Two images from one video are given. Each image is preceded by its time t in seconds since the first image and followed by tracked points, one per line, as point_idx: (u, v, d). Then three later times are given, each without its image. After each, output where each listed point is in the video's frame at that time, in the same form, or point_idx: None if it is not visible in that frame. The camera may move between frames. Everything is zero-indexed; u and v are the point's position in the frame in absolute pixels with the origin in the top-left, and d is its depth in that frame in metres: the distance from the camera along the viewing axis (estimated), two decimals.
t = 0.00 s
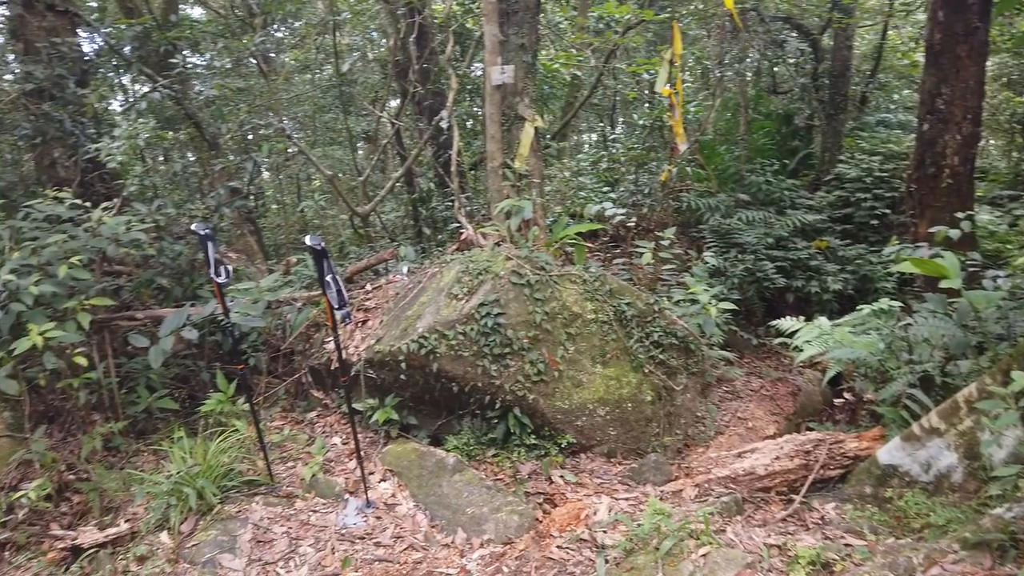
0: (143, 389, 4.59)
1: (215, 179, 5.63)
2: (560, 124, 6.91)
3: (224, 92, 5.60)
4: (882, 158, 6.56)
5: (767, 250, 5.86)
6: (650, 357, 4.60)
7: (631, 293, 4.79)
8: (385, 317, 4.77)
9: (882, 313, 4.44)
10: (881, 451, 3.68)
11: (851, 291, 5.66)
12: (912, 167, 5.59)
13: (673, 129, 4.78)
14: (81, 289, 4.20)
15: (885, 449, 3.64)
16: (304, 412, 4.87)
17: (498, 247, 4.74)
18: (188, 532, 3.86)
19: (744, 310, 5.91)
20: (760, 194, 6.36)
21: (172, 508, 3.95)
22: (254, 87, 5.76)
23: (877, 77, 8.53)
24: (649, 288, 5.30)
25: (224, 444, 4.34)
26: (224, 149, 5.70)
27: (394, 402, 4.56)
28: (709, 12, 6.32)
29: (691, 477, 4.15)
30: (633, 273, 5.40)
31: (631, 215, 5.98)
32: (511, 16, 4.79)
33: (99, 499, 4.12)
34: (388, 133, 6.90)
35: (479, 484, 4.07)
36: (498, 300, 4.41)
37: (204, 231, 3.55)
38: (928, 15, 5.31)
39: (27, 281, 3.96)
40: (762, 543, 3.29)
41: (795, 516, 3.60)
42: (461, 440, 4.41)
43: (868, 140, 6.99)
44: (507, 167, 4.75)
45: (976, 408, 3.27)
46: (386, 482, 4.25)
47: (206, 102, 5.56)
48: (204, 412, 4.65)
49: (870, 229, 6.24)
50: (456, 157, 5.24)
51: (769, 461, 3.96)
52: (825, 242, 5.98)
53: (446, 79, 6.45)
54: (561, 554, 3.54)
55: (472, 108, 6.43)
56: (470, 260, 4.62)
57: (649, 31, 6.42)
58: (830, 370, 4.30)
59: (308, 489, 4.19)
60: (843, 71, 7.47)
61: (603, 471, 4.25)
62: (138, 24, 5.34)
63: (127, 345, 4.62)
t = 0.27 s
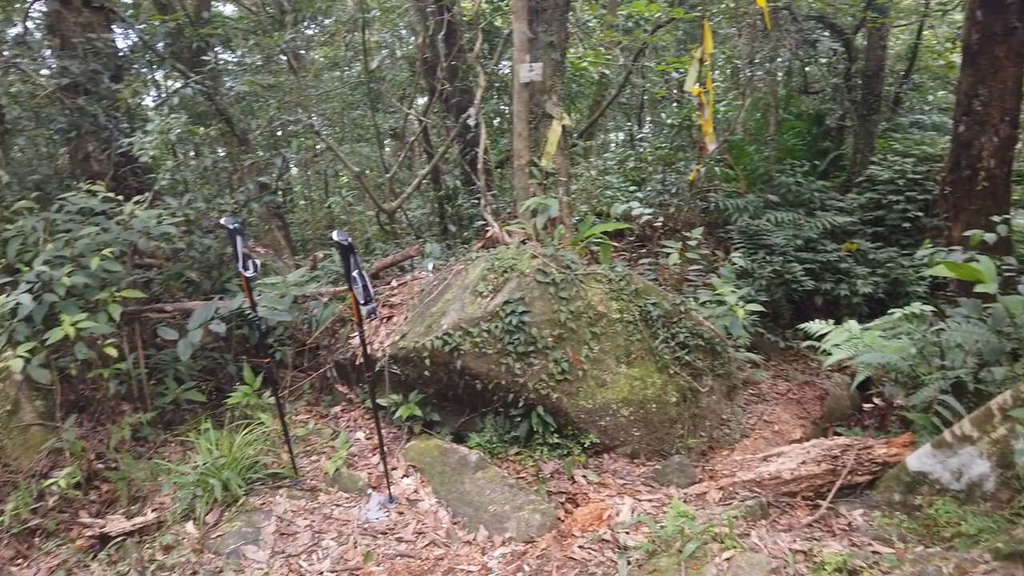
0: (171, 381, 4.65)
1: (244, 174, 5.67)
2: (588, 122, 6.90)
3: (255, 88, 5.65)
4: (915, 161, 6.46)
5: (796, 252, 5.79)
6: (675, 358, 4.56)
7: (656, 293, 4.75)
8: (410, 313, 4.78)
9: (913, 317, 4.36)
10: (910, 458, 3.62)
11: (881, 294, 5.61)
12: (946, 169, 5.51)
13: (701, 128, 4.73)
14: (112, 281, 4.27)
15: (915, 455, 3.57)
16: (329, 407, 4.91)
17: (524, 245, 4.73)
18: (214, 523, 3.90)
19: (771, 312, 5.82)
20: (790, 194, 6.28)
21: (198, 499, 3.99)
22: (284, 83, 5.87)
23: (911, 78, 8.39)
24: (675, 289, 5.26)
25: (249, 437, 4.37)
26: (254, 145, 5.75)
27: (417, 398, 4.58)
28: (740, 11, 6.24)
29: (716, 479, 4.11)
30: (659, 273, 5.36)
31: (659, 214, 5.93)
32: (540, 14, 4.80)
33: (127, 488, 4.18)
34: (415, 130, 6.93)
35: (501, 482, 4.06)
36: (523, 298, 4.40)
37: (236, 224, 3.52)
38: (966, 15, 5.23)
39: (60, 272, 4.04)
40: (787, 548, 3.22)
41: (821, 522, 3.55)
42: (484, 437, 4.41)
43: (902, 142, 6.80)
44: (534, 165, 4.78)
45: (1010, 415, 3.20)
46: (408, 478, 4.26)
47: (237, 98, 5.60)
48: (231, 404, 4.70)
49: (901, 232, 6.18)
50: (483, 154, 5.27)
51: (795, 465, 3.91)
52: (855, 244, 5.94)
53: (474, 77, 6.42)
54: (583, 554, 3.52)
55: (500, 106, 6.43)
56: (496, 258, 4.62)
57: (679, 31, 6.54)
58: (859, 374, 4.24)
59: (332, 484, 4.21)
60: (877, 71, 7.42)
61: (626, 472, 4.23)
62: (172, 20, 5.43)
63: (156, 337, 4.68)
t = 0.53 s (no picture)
0: (200, 370, 4.73)
1: (275, 167, 5.78)
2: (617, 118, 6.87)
3: (286, 82, 5.87)
4: (953, 160, 6.23)
5: (828, 252, 5.72)
6: (702, 357, 4.52)
7: (684, 291, 4.71)
8: (435, 307, 4.79)
9: (948, 320, 4.25)
10: (942, 464, 3.54)
11: (915, 296, 5.50)
12: (986, 168, 5.40)
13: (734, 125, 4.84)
14: (145, 271, 4.34)
15: (947, 461, 3.49)
16: (354, 399, 4.94)
17: (551, 240, 4.73)
18: (239, 512, 3.94)
19: (801, 312, 5.78)
20: (823, 193, 6.26)
21: (224, 487, 4.04)
22: (316, 77, 6.02)
23: (950, 76, 8.20)
24: (703, 287, 5.21)
25: (275, 427, 4.42)
26: (285, 138, 5.94)
27: (442, 392, 4.59)
28: (775, 7, 6.01)
29: (741, 481, 4.07)
30: (687, 271, 5.31)
31: (688, 211, 5.89)
32: (571, 9, 4.79)
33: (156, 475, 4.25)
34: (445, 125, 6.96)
35: (523, 478, 4.05)
36: (549, 294, 4.39)
37: (265, 215, 3.56)
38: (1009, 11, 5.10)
39: (94, 261, 4.06)
40: (813, 552, 3.18)
41: (849, 526, 3.49)
42: (507, 433, 4.41)
43: (939, 141, 6.50)
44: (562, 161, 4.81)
45: None
46: (432, 472, 4.27)
47: (269, 91, 5.81)
48: (258, 394, 4.76)
49: (938, 232, 6.04)
50: (512, 149, 5.28)
51: (823, 468, 3.85)
52: (889, 245, 5.83)
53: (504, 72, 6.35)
54: (604, 553, 3.48)
55: (529, 101, 6.43)
56: (522, 254, 4.62)
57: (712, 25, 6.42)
58: (890, 378, 4.15)
59: (356, 476, 4.23)
60: (915, 68, 7.22)
61: (650, 471, 4.19)
62: (206, 14, 5.52)
63: (187, 327, 4.76)
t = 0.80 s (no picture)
0: (228, 362, 4.79)
1: (304, 162, 5.81)
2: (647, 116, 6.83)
3: (317, 78, 5.84)
4: (992, 161, 6.01)
5: (859, 253, 5.63)
6: (727, 359, 4.47)
7: (710, 291, 4.66)
8: (460, 304, 4.79)
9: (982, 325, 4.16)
10: (973, 472, 3.47)
11: (948, 299, 5.40)
12: None
13: (764, 124, 4.86)
14: (175, 263, 4.41)
15: (978, 469, 3.43)
16: (378, 393, 4.97)
17: (576, 238, 4.72)
18: (263, 503, 3.98)
19: (830, 314, 5.71)
20: (855, 193, 6.14)
21: (249, 478, 4.09)
22: (345, 73, 5.97)
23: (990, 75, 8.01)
24: (730, 288, 5.16)
25: (300, 420, 4.46)
26: (314, 133, 5.91)
27: (465, 388, 4.59)
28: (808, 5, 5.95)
29: (766, 484, 4.03)
30: (714, 271, 5.26)
31: (716, 211, 5.84)
32: (601, 5, 4.78)
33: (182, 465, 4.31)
34: (473, 121, 6.97)
35: (545, 476, 4.03)
36: (574, 292, 4.37)
37: (290, 211, 3.64)
38: None
39: (126, 253, 4.14)
40: (838, 558, 3.15)
41: (875, 533, 3.44)
42: (529, 431, 4.39)
43: (976, 140, 6.30)
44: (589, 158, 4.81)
45: None
46: (454, 468, 4.28)
47: (300, 86, 5.83)
48: (284, 387, 4.81)
49: (973, 234, 5.95)
50: (540, 147, 5.34)
51: (849, 473, 3.79)
52: (922, 247, 5.75)
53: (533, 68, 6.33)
54: (625, 553, 3.46)
55: (558, 98, 6.41)
56: (547, 251, 4.61)
57: (744, 21, 6.17)
58: (921, 383, 4.06)
59: (378, 470, 4.25)
60: (952, 67, 6.95)
61: (673, 472, 4.17)
62: (238, 10, 5.53)
63: (215, 319, 4.83)
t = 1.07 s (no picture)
0: (249, 356, 4.85)
1: (327, 157, 5.87)
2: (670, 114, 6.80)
3: (341, 74, 5.97)
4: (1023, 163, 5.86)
5: (884, 255, 5.57)
6: (748, 360, 4.43)
7: (732, 291, 4.63)
8: (479, 301, 4.80)
9: (1009, 329, 4.07)
10: (998, 478, 3.41)
11: (976, 303, 5.31)
12: None
13: (788, 124, 4.84)
14: (198, 257, 4.47)
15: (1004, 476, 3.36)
16: (397, 389, 5.00)
17: (596, 237, 4.70)
18: (282, 496, 4.02)
19: (854, 317, 5.66)
20: (881, 194, 6.09)
21: (268, 471, 4.13)
22: (369, 70, 6.10)
23: None
24: (752, 288, 5.13)
25: (319, 414, 4.50)
26: (338, 129, 6.04)
27: (482, 385, 4.60)
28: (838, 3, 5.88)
29: (785, 487, 4.00)
30: (736, 272, 5.23)
31: (739, 210, 5.80)
32: (625, 2, 4.76)
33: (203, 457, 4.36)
34: (495, 118, 6.98)
35: (562, 475, 4.02)
36: (593, 291, 4.35)
37: (311, 207, 3.65)
38: None
39: (150, 247, 4.20)
40: (858, 563, 3.12)
41: (896, 538, 3.40)
42: (547, 429, 4.39)
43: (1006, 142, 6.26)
44: (610, 156, 4.81)
45: None
46: (471, 465, 4.28)
47: (324, 82, 5.99)
48: (304, 381, 4.85)
49: (1002, 237, 5.84)
50: (560, 145, 5.36)
51: (870, 477, 3.75)
52: (949, 249, 5.68)
53: (556, 65, 6.31)
54: (641, 554, 3.45)
55: (580, 96, 6.39)
56: (567, 250, 4.60)
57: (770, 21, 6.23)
58: (946, 388, 3.98)
59: (396, 465, 4.28)
60: (983, 67, 6.70)
61: (691, 473, 4.14)
62: (264, 7, 5.55)
63: (237, 313, 4.89)
